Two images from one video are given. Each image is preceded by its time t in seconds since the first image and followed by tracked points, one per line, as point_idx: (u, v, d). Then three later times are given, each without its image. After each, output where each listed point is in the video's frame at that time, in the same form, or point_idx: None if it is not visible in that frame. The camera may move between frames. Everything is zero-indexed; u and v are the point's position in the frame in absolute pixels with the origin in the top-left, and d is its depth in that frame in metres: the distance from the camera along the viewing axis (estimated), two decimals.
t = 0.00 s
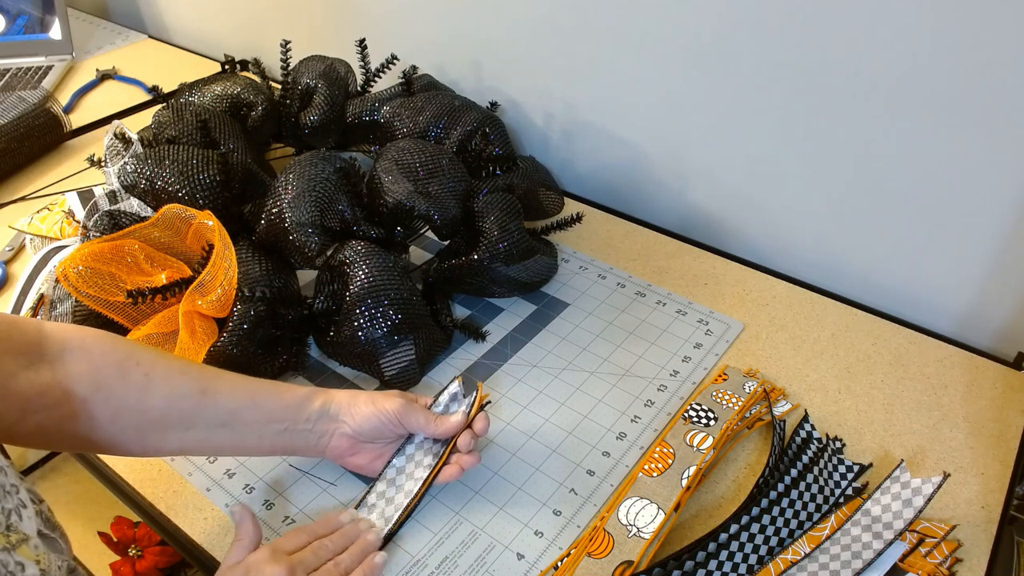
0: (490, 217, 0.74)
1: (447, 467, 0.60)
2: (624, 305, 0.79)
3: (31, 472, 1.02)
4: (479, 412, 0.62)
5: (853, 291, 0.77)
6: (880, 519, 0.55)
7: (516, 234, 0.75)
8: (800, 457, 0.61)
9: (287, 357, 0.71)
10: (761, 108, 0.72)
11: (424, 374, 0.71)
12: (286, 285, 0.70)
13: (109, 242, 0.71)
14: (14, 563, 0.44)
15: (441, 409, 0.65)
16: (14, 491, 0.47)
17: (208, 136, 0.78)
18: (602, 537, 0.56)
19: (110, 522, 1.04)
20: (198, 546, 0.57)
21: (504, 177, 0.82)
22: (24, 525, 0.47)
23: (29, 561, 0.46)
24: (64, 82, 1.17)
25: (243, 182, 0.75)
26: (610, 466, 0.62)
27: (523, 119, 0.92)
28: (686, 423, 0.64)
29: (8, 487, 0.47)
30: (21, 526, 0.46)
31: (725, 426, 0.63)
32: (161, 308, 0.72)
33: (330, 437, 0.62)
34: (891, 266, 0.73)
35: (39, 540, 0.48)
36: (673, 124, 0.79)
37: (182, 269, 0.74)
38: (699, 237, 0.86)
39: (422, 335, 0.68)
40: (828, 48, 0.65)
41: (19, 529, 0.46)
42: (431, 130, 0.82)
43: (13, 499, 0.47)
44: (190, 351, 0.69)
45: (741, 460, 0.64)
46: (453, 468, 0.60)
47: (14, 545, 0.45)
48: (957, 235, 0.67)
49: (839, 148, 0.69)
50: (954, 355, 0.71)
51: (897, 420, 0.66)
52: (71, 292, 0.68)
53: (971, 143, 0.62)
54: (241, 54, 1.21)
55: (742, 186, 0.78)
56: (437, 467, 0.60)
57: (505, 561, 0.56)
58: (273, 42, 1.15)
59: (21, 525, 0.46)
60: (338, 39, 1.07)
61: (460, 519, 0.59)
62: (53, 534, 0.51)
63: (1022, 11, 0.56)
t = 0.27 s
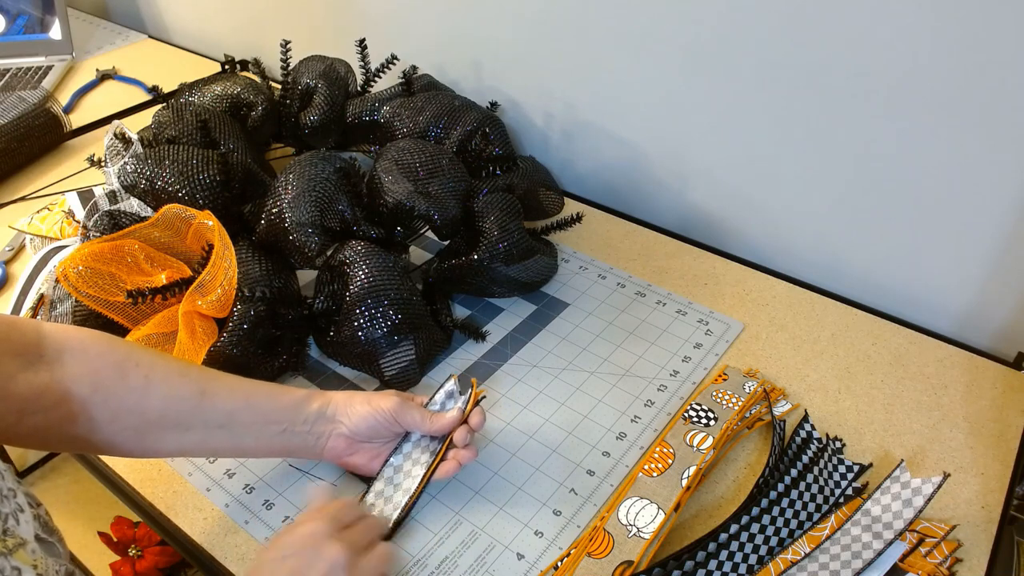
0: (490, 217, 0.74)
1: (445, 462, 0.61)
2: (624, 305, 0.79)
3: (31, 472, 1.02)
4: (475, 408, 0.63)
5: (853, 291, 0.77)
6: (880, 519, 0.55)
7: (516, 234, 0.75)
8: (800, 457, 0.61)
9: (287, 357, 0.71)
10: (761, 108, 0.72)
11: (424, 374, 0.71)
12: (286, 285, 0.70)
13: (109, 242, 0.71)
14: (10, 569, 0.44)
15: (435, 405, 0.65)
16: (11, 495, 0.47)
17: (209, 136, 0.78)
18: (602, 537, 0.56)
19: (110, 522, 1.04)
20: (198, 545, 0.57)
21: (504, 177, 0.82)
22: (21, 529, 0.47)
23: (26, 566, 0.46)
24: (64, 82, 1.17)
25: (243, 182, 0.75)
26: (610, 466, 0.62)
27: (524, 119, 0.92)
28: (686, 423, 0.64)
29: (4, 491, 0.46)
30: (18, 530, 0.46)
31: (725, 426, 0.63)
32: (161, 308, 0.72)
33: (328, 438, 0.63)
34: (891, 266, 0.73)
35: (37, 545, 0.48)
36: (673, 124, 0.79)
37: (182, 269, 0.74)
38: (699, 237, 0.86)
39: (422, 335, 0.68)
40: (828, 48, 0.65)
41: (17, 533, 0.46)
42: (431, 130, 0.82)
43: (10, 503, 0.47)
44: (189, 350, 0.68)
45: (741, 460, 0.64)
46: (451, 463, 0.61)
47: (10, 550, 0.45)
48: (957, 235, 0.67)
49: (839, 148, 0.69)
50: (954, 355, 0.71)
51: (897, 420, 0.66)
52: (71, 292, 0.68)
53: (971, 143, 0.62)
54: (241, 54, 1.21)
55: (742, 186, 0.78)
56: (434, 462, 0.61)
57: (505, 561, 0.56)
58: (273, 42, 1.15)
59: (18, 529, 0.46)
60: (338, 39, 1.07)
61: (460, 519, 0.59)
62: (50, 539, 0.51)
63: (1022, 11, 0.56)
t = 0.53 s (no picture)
0: (490, 217, 0.74)
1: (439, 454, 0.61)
2: (624, 305, 0.79)
3: (31, 472, 1.02)
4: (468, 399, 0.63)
5: (853, 291, 0.77)
6: (880, 519, 0.55)
7: (516, 234, 0.75)
8: (800, 457, 0.61)
9: (286, 357, 0.71)
10: (761, 107, 0.72)
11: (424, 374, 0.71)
12: (285, 284, 0.70)
13: (110, 242, 0.71)
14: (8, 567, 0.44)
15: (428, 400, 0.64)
16: (10, 493, 0.47)
17: (208, 136, 0.78)
18: (602, 537, 0.56)
19: (110, 522, 1.04)
20: (198, 545, 0.57)
21: (504, 177, 0.82)
22: (20, 527, 0.47)
23: (25, 564, 0.46)
24: (64, 82, 1.17)
25: (243, 182, 0.75)
26: (610, 466, 0.62)
27: (524, 119, 0.92)
28: (686, 423, 0.64)
29: (3, 490, 0.47)
30: (16, 529, 0.46)
31: (725, 426, 0.63)
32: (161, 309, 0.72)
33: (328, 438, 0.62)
34: (891, 266, 0.73)
35: (36, 543, 0.48)
36: (673, 124, 0.79)
37: (182, 269, 0.74)
38: (699, 237, 0.86)
39: (422, 335, 0.68)
40: (827, 47, 0.65)
41: (15, 531, 0.46)
42: (431, 130, 0.82)
43: (9, 501, 0.47)
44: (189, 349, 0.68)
45: (741, 460, 0.64)
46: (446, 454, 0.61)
47: (9, 548, 0.45)
48: (957, 235, 0.67)
49: (839, 148, 0.69)
50: (954, 355, 0.71)
51: (897, 420, 0.66)
52: (71, 292, 0.68)
53: (971, 143, 0.62)
54: (241, 54, 1.21)
55: (742, 186, 0.78)
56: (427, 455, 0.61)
57: (505, 561, 0.56)
58: (273, 42, 1.15)
59: (17, 528, 0.46)
60: (338, 39, 1.07)
61: (460, 519, 0.59)
62: (49, 538, 0.51)
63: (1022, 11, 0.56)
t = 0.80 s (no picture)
0: (490, 217, 0.74)
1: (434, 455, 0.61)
2: (624, 305, 0.79)
3: (31, 471, 1.02)
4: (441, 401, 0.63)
5: (853, 291, 0.77)
6: (880, 519, 0.55)
7: (516, 234, 0.75)
8: (800, 457, 0.61)
9: (286, 357, 0.71)
10: (760, 107, 0.72)
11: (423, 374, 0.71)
12: (285, 284, 0.70)
13: (109, 242, 0.71)
14: (12, 552, 0.44)
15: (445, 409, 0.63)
16: (10, 481, 0.47)
17: (208, 136, 0.78)
18: (602, 537, 0.56)
19: (110, 521, 1.04)
20: (198, 545, 0.57)
21: (504, 177, 0.82)
22: (21, 514, 0.47)
23: (27, 550, 0.46)
24: (64, 82, 1.17)
25: (243, 182, 0.75)
26: (610, 466, 0.62)
27: (524, 119, 0.92)
28: (686, 423, 0.64)
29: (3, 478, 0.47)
30: (18, 516, 0.47)
31: (725, 426, 0.63)
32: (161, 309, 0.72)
33: (290, 441, 0.61)
34: (891, 266, 0.73)
35: (38, 530, 0.48)
36: (673, 124, 0.79)
37: (182, 269, 0.74)
38: (699, 237, 0.86)
39: (422, 335, 0.68)
40: (827, 47, 0.65)
41: (17, 518, 0.46)
42: (431, 130, 0.82)
43: (9, 490, 0.47)
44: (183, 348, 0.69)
45: (741, 460, 0.64)
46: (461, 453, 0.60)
47: (11, 534, 0.45)
48: (957, 235, 0.67)
49: (839, 148, 0.69)
50: (954, 355, 0.71)
51: (897, 420, 0.66)
52: (71, 291, 0.68)
53: (971, 143, 0.62)
54: (241, 54, 1.21)
55: (742, 186, 0.78)
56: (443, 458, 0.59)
57: (505, 561, 0.56)
58: (273, 42, 1.15)
59: (19, 515, 0.47)
60: (338, 39, 1.07)
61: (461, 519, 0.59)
62: (51, 524, 0.51)
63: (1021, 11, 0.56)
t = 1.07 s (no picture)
0: (490, 217, 0.74)
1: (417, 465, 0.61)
2: (624, 305, 0.79)
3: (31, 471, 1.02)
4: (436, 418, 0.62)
5: (853, 291, 0.77)
6: (880, 519, 0.55)
7: (516, 234, 0.75)
8: (800, 457, 0.61)
9: (286, 357, 0.71)
10: (760, 107, 0.72)
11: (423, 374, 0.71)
12: (285, 284, 0.70)
13: (109, 242, 0.71)
14: (15, 535, 0.44)
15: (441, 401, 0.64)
16: (9, 469, 0.47)
17: (208, 136, 0.78)
18: (602, 537, 0.56)
19: (110, 521, 1.04)
20: (198, 545, 0.57)
21: (504, 177, 0.82)
22: (23, 501, 0.47)
23: (31, 535, 0.45)
24: (64, 82, 1.17)
25: (243, 182, 0.75)
26: (610, 466, 0.62)
27: (524, 119, 0.92)
28: (686, 423, 0.64)
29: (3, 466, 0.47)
30: (20, 502, 0.46)
31: (725, 426, 0.63)
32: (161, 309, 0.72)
33: (277, 457, 0.61)
34: (891, 266, 0.73)
35: (39, 517, 0.49)
36: (673, 124, 0.79)
37: (182, 269, 0.74)
38: (699, 237, 0.86)
39: (422, 335, 0.68)
40: (827, 47, 0.65)
41: (19, 505, 0.46)
42: (431, 130, 0.82)
43: (9, 477, 0.47)
44: (185, 351, 0.67)
45: (741, 461, 0.64)
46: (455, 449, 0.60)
47: (15, 519, 0.45)
48: (957, 235, 0.67)
49: (839, 147, 0.69)
50: (954, 355, 0.71)
51: (897, 420, 0.66)
52: (71, 291, 0.67)
53: (971, 142, 0.62)
54: (241, 54, 1.22)
55: (741, 186, 0.78)
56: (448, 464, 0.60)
57: (505, 561, 0.56)
58: (273, 42, 1.15)
59: (21, 501, 0.47)
60: (338, 39, 1.07)
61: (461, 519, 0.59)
62: (50, 512, 0.51)
63: (1022, 10, 0.56)
